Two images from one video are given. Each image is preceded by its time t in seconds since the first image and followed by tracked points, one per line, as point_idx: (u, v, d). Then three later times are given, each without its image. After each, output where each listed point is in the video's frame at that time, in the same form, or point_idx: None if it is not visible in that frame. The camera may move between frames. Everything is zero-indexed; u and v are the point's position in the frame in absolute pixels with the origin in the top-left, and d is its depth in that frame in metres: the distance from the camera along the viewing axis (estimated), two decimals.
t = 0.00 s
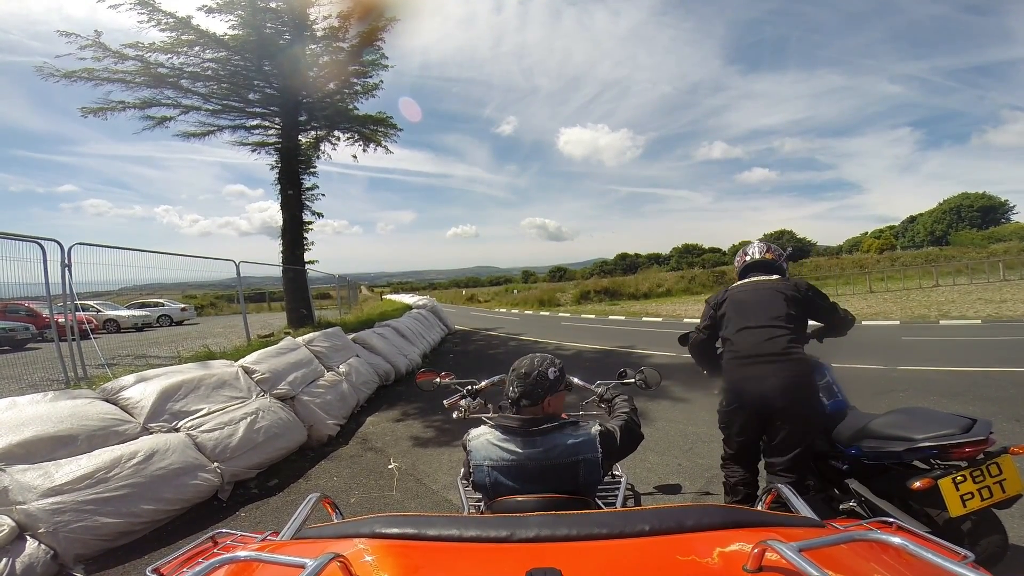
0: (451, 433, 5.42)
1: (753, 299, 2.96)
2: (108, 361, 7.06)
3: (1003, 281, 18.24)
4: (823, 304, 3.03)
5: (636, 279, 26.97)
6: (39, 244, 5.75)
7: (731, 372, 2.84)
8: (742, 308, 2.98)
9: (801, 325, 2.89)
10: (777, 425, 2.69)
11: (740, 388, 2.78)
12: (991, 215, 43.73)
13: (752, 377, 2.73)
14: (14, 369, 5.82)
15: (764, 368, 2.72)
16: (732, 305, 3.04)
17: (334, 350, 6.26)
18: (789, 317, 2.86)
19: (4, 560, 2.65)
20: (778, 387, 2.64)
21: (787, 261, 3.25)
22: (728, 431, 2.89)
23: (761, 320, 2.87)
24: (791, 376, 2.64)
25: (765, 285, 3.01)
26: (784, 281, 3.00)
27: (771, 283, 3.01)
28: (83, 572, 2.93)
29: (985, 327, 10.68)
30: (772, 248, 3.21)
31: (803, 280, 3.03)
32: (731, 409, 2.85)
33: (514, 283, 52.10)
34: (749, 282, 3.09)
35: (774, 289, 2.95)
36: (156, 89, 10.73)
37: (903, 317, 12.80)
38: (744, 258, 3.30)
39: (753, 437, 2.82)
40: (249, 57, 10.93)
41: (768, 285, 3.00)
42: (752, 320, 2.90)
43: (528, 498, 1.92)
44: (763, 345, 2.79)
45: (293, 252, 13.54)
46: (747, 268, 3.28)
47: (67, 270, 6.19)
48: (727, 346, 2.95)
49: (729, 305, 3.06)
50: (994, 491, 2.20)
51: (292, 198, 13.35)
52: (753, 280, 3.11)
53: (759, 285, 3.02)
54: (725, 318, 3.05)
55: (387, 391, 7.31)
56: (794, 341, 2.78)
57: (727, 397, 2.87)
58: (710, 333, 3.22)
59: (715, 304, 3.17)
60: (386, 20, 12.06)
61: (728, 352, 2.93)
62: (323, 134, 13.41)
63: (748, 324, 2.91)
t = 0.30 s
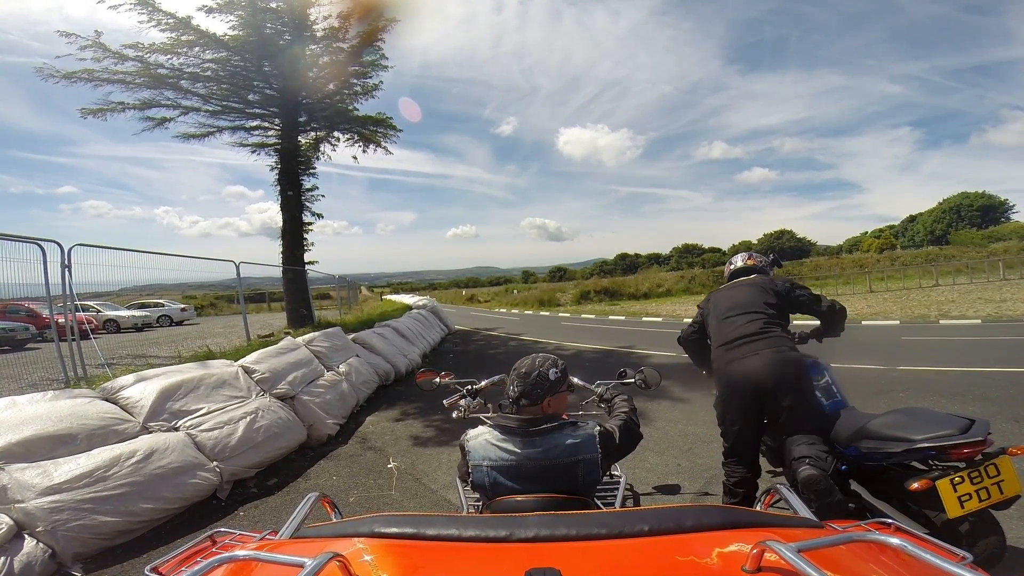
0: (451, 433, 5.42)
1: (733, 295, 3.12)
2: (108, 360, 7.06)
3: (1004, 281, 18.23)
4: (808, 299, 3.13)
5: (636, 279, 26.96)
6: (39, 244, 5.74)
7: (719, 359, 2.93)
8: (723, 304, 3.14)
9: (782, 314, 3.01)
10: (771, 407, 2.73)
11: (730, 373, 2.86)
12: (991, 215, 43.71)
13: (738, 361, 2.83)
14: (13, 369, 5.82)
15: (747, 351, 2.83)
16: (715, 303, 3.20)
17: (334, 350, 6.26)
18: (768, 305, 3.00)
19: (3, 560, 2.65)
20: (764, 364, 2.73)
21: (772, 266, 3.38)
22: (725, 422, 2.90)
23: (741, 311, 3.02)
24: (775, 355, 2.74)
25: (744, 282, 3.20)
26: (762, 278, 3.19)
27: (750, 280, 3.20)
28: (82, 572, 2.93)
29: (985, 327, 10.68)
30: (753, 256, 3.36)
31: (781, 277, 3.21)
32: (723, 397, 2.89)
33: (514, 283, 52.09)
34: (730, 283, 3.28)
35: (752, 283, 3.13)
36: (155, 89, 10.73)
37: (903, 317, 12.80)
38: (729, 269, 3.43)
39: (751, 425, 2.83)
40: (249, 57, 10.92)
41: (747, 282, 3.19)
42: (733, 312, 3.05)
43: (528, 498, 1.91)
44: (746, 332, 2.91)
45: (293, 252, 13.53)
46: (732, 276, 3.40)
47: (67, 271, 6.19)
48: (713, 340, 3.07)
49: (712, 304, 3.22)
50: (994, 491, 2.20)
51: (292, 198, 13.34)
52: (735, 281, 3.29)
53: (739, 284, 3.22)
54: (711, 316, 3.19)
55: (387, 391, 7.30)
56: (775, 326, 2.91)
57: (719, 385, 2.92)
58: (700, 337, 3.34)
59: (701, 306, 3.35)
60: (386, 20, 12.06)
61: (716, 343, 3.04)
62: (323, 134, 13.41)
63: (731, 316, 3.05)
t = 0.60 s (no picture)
0: (451, 433, 5.42)
1: (729, 296, 3.17)
2: (108, 361, 7.07)
3: (1004, 280, 18.23)
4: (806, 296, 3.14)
5: (636, 279, 26.97)
6: (39, 244, 5.75)
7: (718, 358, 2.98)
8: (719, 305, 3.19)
9: (779, 309, 3.03)
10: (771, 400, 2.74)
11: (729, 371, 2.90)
12: (991, 215, 43.71)
13: (735, 359, 2.87)
14: (13, 369, 5.83)
15: (743, 348, 2.86)
16: (712, 305, 3.25)
17: (334, 350, 6.26)
18: (763, 302, 3.03)
19: (3, 560, 2.65)
20: (759, 359, 2.76)
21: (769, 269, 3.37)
22: (729, 420, 2.93)
23: (737, 309, 3.06)
24: (769, 348, 2.77)
25: (741, 284, 3.25)
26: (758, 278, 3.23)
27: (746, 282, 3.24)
28: (82, 572, 2.93)
29: (985, 326, 10.68)
30: (749, 259, 3.35)
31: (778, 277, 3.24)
32: (727, 394, 2.92)
33: (514, 283, 52.11)
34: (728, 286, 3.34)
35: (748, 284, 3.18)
36: (155, 89, 10.74)
37: (903, 316, 12.80)
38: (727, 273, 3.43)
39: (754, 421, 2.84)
40: (249, 57, 10.92)
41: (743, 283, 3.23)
42: (729, 312, 3.09)
43: (527, 498, 1.92)
44: (742, 330, 2.95)
45: (293, 252, 13.53)
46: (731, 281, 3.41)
47: (68, 270, 6.19)
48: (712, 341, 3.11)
49: (710, 306, 3.26)
50: (994, 491, 2.20)
51: (292, 198, 13.34)
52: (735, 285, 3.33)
53: (736, 285, 3.26)
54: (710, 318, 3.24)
55: (387, 391, 7.31)
56: (770, 322, 2.94)
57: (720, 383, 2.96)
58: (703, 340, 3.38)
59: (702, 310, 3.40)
60: (386, 20, 12.05)
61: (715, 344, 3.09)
62: (323, 134, 13.42)
63: (728, 316, 3.09)
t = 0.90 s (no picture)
0: (451, 433, 5.43)
1: (728, 295, 3.18)
2: (108, 360, 7.07)
3: (1003, 280, 18.24)
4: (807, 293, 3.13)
5: (636, 279, 26.98)
6: (39, 244, 5.75)
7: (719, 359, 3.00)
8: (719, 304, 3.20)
9: (778, 308, 3.03)
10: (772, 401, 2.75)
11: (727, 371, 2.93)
12: (991, 214, 43.74)
13: (733, 359, 2.90)
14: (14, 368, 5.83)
15: (743, 349, 2.88)
16: (712, 303, 3.26)
17: (335, 350, 6.26)
18: (762, 302, 3.04)
19: (4, 561, 2.66)
20: (757, 360, 2.78)
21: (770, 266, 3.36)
22: (731, 422, 2.94)
23: (736, 309, 3.07)
24: (767, 349, 2.78)
25: (741, 282, 3.24)
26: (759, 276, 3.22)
27: (747, 281, 3.24)
28: (82, 572, 2.93)
29: (985, 326, 10.69)
30: (750, 257, 3.35)
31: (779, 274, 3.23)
32: (729, 396, 2.94)
33: (514, 283, 52.12)
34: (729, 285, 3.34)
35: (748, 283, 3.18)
36: (155, 89, 10.75)
37: (903, 316, 12.81)
38: (728, 271, 3.43)
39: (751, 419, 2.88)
40: (249, 57, 10.92)
41: (744, 282, 3.23)
42: (728, 311, 3.10)
43: (527, 498, 1.92)
44: (741, 330, 2.97)
45: (293, 253, 13.54)
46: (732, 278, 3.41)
47: (67, 271, 6.19)
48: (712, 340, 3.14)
49: (710, 304, 3.28)
50: (992, 492, 2.20)
51: (291, 198, 13.35)
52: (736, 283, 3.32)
53: (736, 284, 3.26)
54: (710, 317, 3.25)
55: (387, 391, 7.31)
56: (768, 321, 2.95)
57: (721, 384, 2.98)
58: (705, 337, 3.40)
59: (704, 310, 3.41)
60: (386, 20, 12.07)
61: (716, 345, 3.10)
62: (323, 134, 13.43)
63: (728, 315, 3.11)
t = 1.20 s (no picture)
0: (451, 433, 5.43)
1: (732, 297, 3.14)
2: (108, 360, 7.08)
3: (1003, 280, 18.24)
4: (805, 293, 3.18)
5: (636, 279, 26.98)
6: (39, 244, 5.75)
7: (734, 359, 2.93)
8: (725, 306, 3.15)
9: (783, 307, 3.04)
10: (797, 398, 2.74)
11: (748, 373, 2.85)
12: (991, 215, 43.77)
13: (755, 360, 2.82)
14: (14, 369, 5.83)
15: (763, 348, 2.83)
16: (716, 306, 3.22)
17: (334, 350, 6.26)
18: (770, 301, 3.04)
19: (4, 560, 2.66)
20: (782, 358, 2.74)
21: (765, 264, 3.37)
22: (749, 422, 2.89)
23: (745, 310, 3.03)
24: (790, 347, 2.76)
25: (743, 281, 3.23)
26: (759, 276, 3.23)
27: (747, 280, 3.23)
28: (82, 572, 2.93)
29: (985, 326, 10.70)
30: (746, 255, 3.33)
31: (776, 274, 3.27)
32: (746, 396, 2.88)
33: (514, 283, 52.13)
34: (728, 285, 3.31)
35: (751, 282, 3.17)
36: (156, 89, 10.74)
37: (903, 316, 12.82)
38: (723, 269, 3.41)
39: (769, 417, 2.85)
40: (249, 57, 10.92)
41: (745, 281, 3.21)
42: (738, 312, 3.06)
43: (527, 498, 1.92)
44: (756, 331, 2.92)
45: (293, 253, 13.54)
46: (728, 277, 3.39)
47: (67, 271, 6.19)
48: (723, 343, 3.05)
49: (713, 306, 3.22)
50: (992, 492, 2.20)
51: (291, 198, 13.35)
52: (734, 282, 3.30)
53: (737, 283, 3.24)
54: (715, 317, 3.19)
55: (387, 391, 7.31)
56: (780, 321, 2.95)
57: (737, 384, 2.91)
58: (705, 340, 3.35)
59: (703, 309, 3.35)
60: (386, 20, 12.07)
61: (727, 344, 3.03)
62: (323, 134, 13.43)
63: (737, 316, 3.06)
